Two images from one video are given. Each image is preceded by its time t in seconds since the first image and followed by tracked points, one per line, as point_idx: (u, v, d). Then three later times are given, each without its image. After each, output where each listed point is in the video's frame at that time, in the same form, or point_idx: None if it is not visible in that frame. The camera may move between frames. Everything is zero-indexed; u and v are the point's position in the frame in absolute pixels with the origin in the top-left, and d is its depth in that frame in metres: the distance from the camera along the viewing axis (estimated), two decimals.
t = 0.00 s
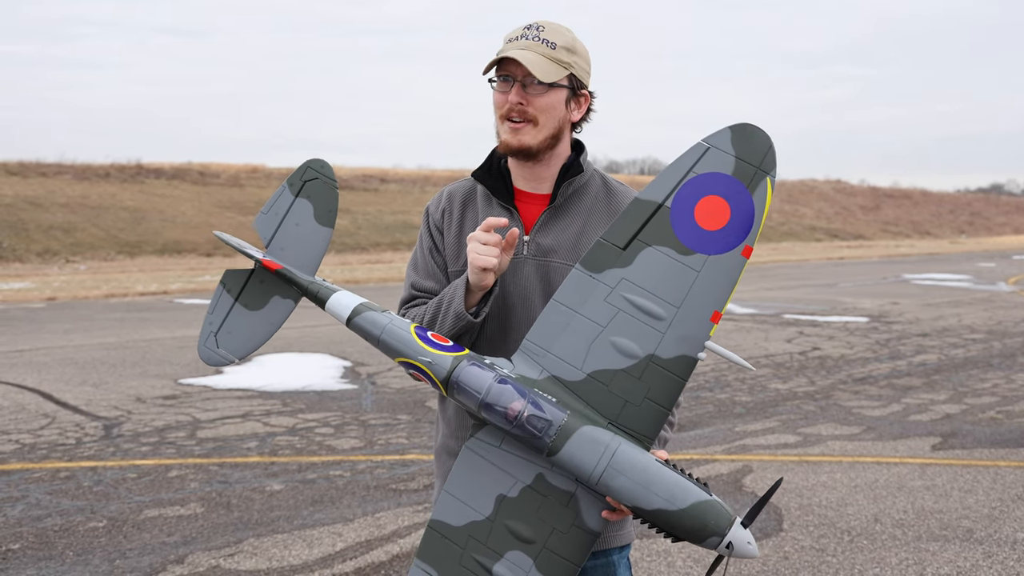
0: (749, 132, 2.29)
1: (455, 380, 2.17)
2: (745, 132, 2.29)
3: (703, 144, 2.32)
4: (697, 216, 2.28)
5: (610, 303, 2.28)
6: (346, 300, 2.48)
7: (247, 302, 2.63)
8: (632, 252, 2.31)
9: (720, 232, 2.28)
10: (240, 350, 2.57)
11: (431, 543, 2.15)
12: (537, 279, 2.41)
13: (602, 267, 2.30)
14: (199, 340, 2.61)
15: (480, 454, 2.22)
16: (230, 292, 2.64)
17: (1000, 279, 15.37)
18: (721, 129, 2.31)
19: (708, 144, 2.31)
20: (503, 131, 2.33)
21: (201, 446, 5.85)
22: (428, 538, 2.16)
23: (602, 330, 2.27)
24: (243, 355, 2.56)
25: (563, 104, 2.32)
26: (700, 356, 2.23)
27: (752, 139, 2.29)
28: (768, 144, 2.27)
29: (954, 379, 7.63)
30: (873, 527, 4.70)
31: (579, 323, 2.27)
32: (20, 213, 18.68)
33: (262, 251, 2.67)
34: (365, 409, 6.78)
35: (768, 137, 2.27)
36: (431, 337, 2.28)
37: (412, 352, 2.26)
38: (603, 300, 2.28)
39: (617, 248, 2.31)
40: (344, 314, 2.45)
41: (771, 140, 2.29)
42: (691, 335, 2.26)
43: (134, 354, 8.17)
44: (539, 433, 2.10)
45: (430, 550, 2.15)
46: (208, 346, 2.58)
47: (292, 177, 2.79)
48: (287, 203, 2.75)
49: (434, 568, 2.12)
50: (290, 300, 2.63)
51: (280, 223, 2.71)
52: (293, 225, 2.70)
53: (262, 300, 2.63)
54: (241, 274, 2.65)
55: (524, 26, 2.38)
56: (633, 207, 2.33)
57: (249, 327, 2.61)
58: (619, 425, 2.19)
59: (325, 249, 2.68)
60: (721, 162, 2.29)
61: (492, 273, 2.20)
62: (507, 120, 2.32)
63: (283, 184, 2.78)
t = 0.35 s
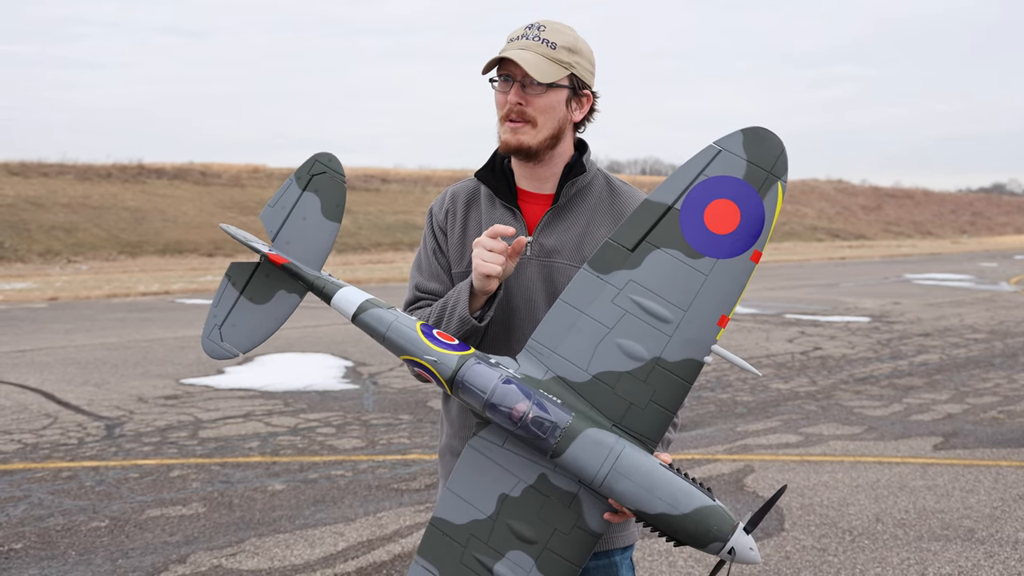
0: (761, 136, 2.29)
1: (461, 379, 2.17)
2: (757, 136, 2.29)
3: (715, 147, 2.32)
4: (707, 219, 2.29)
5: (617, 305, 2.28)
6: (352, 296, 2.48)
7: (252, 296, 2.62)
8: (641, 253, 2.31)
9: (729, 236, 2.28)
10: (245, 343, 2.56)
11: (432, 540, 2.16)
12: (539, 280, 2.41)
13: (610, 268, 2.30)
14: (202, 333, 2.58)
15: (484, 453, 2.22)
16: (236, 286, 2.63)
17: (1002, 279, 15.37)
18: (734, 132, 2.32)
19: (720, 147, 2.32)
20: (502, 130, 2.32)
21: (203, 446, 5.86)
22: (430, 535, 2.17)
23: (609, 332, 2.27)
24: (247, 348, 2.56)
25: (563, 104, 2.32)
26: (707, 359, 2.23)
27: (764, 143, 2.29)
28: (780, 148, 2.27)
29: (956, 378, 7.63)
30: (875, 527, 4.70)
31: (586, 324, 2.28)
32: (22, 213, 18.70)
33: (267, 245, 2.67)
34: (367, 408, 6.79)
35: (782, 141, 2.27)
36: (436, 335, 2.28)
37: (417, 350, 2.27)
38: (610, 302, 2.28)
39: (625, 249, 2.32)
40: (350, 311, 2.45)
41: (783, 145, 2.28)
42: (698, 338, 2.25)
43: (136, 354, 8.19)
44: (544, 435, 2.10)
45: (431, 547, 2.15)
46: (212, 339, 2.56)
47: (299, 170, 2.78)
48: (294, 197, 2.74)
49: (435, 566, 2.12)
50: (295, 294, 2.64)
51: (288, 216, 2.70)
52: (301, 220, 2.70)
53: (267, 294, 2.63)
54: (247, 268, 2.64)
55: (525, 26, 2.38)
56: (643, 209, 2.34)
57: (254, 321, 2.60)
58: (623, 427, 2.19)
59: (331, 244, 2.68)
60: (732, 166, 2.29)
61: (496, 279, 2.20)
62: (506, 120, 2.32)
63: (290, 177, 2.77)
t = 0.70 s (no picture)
0: (762, 131, 2.29)
1: (461, 376, 2.17)
2: (758, 131, 2.28)
3: (716, 143, 2.31)
4: (708, 216, 2.28)
5: (618, 302, 2.28)
6: (352, 294, 2.47)
7: (252, 294, 2.62)
8: (642, 250, 2.31)
9: (731, 232, 2.28)
10: (245, 341, 2.56)
11: (434, 538, 2.16)
12: (539, 278, 2.41)
13: (611, 265, 2.30)
14: (203, 331, 2.58)
15: (485, 451, 2.23)
16: (236, 284, 2.63)
17: (1005, 278, 15.32)
18: (734, 127, 2.31)
19: (720, 142, 2.31)
20: (501, 128, 2.32)
21: (206, 445, 5.88)
22: (431, 534, 2.17)
23: (610, 329, 2.27)
24: (247, 346, 2.55)
25: (562, 100, 2.32)
26: (708, 356, 2.22)
27: (765, 139, 2.28)
28: (781, 143, 2.27)
29: (959, 377, 7.62)
30: (877, 526, 4.69)
31: (587, 321, 2.27)
32: (26, 212, 18.75)
33: (267, 243, 2.67)
34: (369, 407, 6.81)
35: (783, 136, 2.27)
36: (437, 332, 2.28)
37: (418, 348, 2.27)
38: (611, 298, 2.28)
39: (626, 245, 2.31)
40: (350, 308, 2.45)
41: (784, 140, 2.28)
42: (698, 335, 2.26)
43: (139, 353, 8.21)
44: (545, 431, 2.10)
45: (433, 545, 2.16)
46: (213, 337, 2.55)
47: (299, 168, 2.78)
48: (294, 194, 2.74)
49: (437, 563, 2.12)
50: (295, 292, 2.64)
51: (287, 214, 2.70)
52: (301, 218, 2.70)
53: (267, 292, 2.63)
54: (247, 266, 2.64)
55: (524, 22, 2.38)
56: (643, 206, 2.33)
57: (254, 319, 2.60)
58: (625, 424, 2.19)
59: (331, 241, 2.69)
60: (733, 161, 2.28)
61: (496, 278, 2.20)
62: (506, 117, 2.32)
63: (290, 175, 2.77)
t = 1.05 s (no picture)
0: (763, 130, 2.28)
1: (462, 374, 2.16)
2: (759, 129, 2.28)
3: (716, 141, 2.31)
4: (709, 214, 2.28)
5: (619, 300, 2.28)
6: (352, 292, 2.47)
7: (251, 292, 2.62)
8: (642, 248, 2.30)
9: (732, 230, 2.28)
10: (244, 340, 2.56)
11: (434, 537, 2.16)
12: (537, 278, 2.40)
13: (612, 263, 2.29)
14: (202, 330, 2.58)
15: (486, 449, 2.23)
16: (235, 282, 2.62)
17: (1011, 275, 15.27)
18: (734, 126, 2.31)
19: (721, 140, 2.31)
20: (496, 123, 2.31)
21: (209, 442, 5.89)
22: (431, 533, 2.17)
23: (610, 327, 2.26)
24: (247, 344, 2.55)
25: (558, 97, 2.31)
26: (708, 354, 2.22)
27: (766, 137, 2.28)
28: (782, 142, 2.27)
29: (964, 375, 7.59)
30: (881, 524, 4.68)
31: (588, 319, 2.27)
32: (31, 211, 18.81)
33: (268, 241, 2.66)
34: (372, 405, 6.81)
35: (783, 134, 2.26)
36: (438, 330, 2.28)
37: (419, 346, 2.26)
38: (612, 297, 2.28)
39: (627, 243, 2.31)
40: (351, 306, 2.45)
41: (785, 138, 2.28)
42: (700, 333, 2.25)
43: (143, 351, 8.23)
44: (547, 430, 2.09)
45: (433, 544, 2.15)
46: (212, 335, 2.56)
47: (299, 165, 2.78)
48: (294, 192, 2.74)
49: (437, 562, 2.12)
50: (295, 290, 2.64)
51: (287, 212, 2.70)
52: (301, 215, 2.70)
53: (267, 290, 2.63)
54: (246, 264, 2.63)
55: (523, 18, 2.38)
56: (644, 204, 2.33)
57: (253, 317, 2.60)
58: (626, 423, 2.19)
59: (331, 239, 2.69)
60: (734, 160, 2.28)
61: (495, 279, 2.20)
62: (501, 111, 2.31)
63: (290, 172, 2.76)
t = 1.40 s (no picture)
0: (766, 131, 2.29)
1: (468, 371, 2.16)
2: (762, 131, 2.28)
3: (720, 141, 2.31)
4: (712, 214, 2.29)
5: (622, 298, 2.27)
6: (357, 287, 2.47)
7: (256, 286, 2.63)
8: (646, 247, 2.30)
9: (735, 230, 2.28)
10: (248, 334, 2.57)
11: (436, 533, 2.15)
12: (537, 278, 2.40)
13: (615, 262, 2.29)
14: (205, 323, 2.59)
15: (488, 446, 2.22)
16: (240, 276, 2.63)
17: (1013, 276, 15.24)
18: (738, 127, 2.31)
19: (724, 141, 2.31)
20: (495, 124, 2.31)
21: (211, 443, 5.89)
22: (433, 529, 2.16)
23: (613, 325, 2.26)
24: (250, 339, 2.56)
25: (557, 99, 2.32)
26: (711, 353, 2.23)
27: (769, 138, 2.29)
28: (784, 144, 2.28)
29: (966, 376, 7.58)
30: (883, 525, 4.68)
31: (590, 317, 2.26)
32: (34, 212, 18.85)
33: (273, 236, 2.67)
34: (374, 406, 6.82)
35: (786, 136, 2.27)
36: (443, 326, 2.27)
37: (424, 341, 2.25)
38: (615, 295, 2.27)
39: (630, 242, 2.30)
40: (356, 302, 2.45)
41: (787, 140, 2.29)
42: (702, 332, 2.25)
43: (145, 351, 8.24)
44: (552, 426, 2.09)
45: (434, 540, 2.15)
46: (216, 329, 2.57)
47: (305, 160, 2.77)
48: (300, 187, 2.74)
49: (439, 558, 2.11)
50: (300, 285, 2.65)
51: (293, 207, 2.70)
52: (306, 210, 2.70)
53: (272, 284, 2.64)
54: (251, 258, 2.64)
55: (522, 19, 2.38)
56: (647, 203, 2.32)
57: (258, 311, 2.61)
58: (629, 420, 2.18)
59: (337, 235, 2.69)
60: (738, 160, 2.28)
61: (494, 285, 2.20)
62: (500, 112, 2.31)
63: (296, 167, 2.76)
